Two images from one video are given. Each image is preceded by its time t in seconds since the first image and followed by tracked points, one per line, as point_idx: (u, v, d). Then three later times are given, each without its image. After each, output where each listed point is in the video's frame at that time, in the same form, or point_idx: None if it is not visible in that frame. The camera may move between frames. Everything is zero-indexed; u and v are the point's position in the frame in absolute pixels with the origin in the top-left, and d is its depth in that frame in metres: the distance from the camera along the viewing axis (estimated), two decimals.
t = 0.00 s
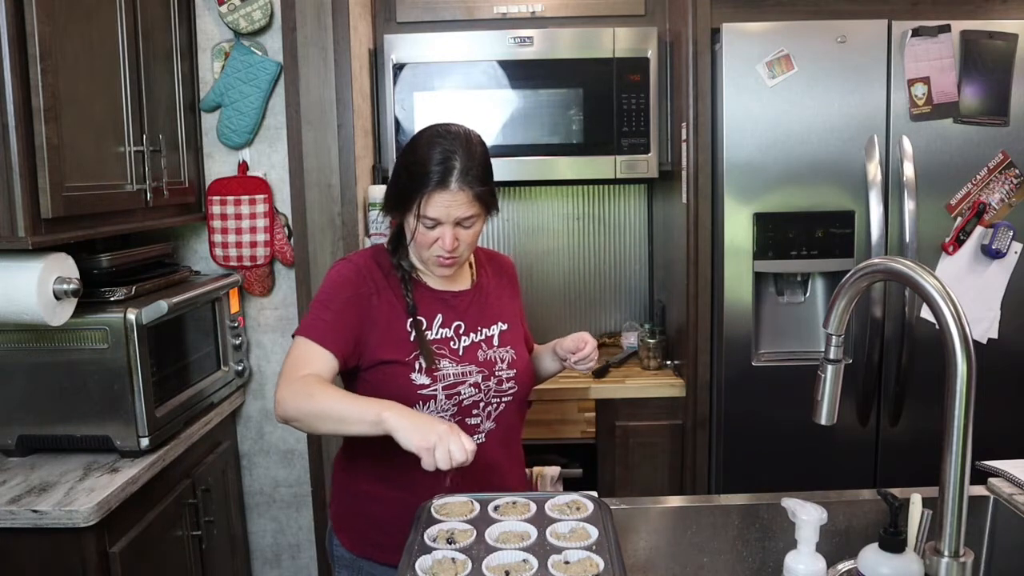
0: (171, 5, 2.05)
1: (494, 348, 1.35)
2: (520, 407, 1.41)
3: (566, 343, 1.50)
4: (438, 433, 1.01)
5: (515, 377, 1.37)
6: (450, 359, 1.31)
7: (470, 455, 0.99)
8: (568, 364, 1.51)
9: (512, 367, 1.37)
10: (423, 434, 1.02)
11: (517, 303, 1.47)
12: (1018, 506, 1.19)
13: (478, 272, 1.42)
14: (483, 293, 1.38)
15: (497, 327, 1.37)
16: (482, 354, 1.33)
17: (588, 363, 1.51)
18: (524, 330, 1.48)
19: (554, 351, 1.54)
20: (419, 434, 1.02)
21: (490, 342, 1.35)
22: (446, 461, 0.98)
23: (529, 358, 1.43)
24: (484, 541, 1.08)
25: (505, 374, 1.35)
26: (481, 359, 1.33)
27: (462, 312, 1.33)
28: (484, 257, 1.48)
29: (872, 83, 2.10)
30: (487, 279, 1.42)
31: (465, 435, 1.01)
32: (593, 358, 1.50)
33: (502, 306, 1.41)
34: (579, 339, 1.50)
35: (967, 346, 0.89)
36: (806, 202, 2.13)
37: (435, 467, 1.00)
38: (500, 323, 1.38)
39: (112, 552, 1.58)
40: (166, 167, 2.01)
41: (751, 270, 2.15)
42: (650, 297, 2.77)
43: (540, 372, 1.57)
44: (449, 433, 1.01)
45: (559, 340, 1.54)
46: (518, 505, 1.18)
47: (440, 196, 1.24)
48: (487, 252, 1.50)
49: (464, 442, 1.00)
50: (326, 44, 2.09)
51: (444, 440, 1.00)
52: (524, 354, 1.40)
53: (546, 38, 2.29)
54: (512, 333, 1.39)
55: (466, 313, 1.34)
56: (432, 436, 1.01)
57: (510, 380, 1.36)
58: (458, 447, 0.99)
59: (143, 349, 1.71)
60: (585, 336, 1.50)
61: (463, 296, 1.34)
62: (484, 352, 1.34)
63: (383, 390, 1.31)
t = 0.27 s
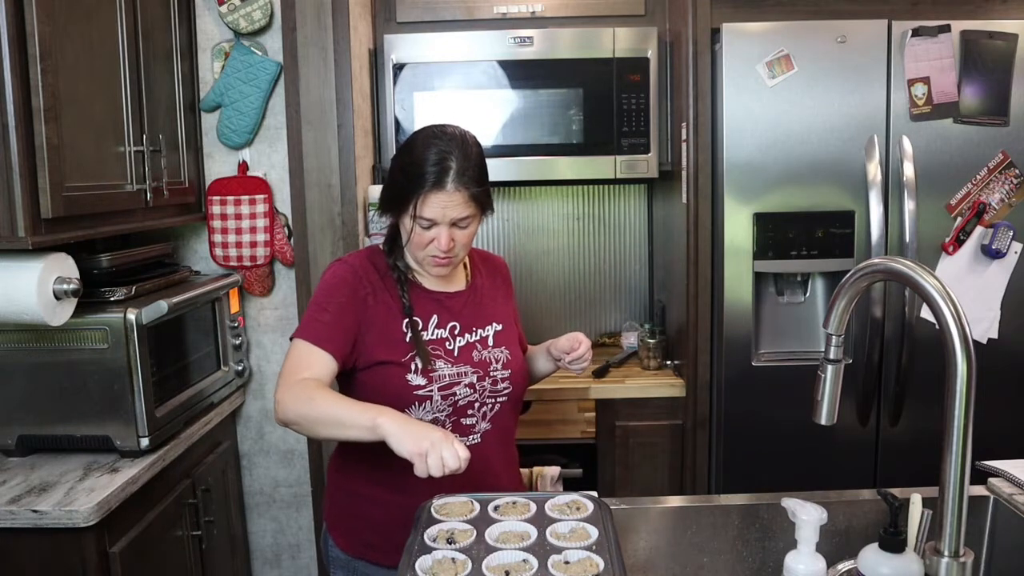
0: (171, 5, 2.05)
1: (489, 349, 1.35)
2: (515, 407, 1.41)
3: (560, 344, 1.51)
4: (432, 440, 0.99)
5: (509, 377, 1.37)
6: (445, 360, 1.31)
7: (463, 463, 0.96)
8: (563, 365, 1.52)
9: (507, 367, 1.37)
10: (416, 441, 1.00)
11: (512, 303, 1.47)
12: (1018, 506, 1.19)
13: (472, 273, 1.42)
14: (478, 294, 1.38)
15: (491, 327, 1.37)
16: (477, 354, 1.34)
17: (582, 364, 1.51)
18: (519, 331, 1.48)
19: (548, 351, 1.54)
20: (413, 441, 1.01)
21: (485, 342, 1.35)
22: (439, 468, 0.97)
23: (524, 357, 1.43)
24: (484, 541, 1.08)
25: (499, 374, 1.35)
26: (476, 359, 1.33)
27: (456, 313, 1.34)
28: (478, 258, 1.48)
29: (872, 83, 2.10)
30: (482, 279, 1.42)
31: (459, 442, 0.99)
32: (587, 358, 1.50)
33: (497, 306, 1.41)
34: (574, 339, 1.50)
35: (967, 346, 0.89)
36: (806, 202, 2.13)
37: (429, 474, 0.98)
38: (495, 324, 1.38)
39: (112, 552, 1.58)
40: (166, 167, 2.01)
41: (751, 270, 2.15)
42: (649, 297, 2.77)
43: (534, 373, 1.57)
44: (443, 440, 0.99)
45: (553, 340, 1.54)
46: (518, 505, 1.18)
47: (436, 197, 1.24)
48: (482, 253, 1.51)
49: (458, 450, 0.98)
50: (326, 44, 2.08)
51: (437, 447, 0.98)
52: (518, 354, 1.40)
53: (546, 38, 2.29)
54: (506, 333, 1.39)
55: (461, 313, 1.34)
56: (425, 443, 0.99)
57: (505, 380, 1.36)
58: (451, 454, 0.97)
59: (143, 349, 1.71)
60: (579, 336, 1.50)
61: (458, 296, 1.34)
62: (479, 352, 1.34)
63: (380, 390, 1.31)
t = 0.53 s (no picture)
0: (171, 5, 2.05)
1: (486, 349, 1.35)
2: (511, 407, 1.41)
3: (558, 343, 1.51)
4: (428, 441, 0.99)
5: (506, 376, 1.37)
6: (443, 359, 1.31)
7: (459, 465, 0.96)
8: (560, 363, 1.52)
9: (504, 368, 1.37)
10: (412, 443, 1.00)
11: (507, 304, 1.48)
12: (1018, 506, 1.19)
13: (468, 273, 1.42)
14: (474, 294, 1.39)
15: (488, 328, 1.37)
16: (474, 354, 1.34)
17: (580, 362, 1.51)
18: (515, 332, 1.48)
19: (545, 351, 1.54)
20: (409, 442, 1.00)
21: (482, 343, 1.35)
22: (436, 470, 0.96)
23: (521, 357, 1.44)
24: (484, 541, 1.08)
25: (497, 374, 1.36)
26: (474, 359, 1.33)
27: (453, 312, 1.34)
28: (473, 259, 1.49)
29: (872, 83, 2.10)
30: (477, 279, 1.43)
31: (455, 443, 0.99)
32: (585, 356, 1.50)
33: (492, 307, 1.41)
34: (571, 338, 1.51)
35: (967, 346, 0.89)
36: (807, 202, 2.13)
37: (425, 477, 0.98)
38: (492, 324, 1.38)
39: (112, 552, 1.58)
40: (166, 167, 2.01)
41: (751, 270, 2.15)
42: (649, 297, 2.77)
43: (532, 372, 1.57)
44: (439, 442, 0.98)
45: (550, 339, 1.55)
46: (518, 505, 1.18)
47: (433, 197, 1.24)
48: (477, 254, 1.51)
49: (454, 451, 0.97)
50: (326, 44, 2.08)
51: (433, 450, 0.98)
52: (515, 354, 1.40)
53: (546, 38, 2.29)
54: (503, 333, 1.40)
55: (458, 313, 1.34)
56: (421, 445, 0.99)
57: (502, 381, 1.37)
58: (448, 456, 0.96)
59: (143, 349, 1.71)
60: (577, 335, 1.51)
61: (454, 296, 1.34)
62: (476, 352, 1.34)
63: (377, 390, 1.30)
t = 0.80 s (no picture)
0: (171, 5, 2.05)
1: (485, 348, 1.36)
2: (512, 407, 1.41)
3: (556, 340, 1.51)
4: (435, 441, 1.00)
5: (506, 376, 1.37)
6: (443, 359, 1.31)
7: (467, 463, 0.97)
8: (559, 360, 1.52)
9: (504, 367, 1.37)
10: (419, 442, 1.01)
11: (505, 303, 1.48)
12: (1018, 506, 1.19)
13: (466, 274, 1.42)
14: (472, 293, 1.39)
15: (487, 326, 1.37)
16: (474, 354, 1.34)
17: (578, 359, 1.52)
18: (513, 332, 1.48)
19: (543, 348, 1.54)
20: (416, 442, 1.01)
21: (481, 341, 1.35)
22: (444, 469, 0.97)
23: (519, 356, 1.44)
24: (484, 541, 1.08)
25: (497, 373, 1.36)
26: (474, 359, 1.34)
27: (451, 312, 1.34)
28: (470, 259, 1.49)
29: (872, 83, 2.10)
30: (475, 279, 1.43)
31: (463, 442, 1.00)
32: (583, 353, 1.51)
33: (490, 306, 1.41)
34: (570, 336, 1.51)
35: (967, 346, 0.89)
36: (807, 202, 2.13)
37: (433, 475, 0.99)
38: (490, 323, 1.39)
39: (112, 552, 1.58)
40: (166, 167, 2.01)
41: (751, 270, 2.15)
42: (649, 297, 2.77)
43: (528, 369, 1.57)
44: (446, 441, 1.00)
45: (548, 337, 1.55)
46: (518, 505, 1.18)
47: (432, 196, 1.24)
48: (474, 255, 1.51)
49: (461, 450, 0.98)
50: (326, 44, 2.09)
51: (440, 449, 0.99)
52: (514, 352, 1.40)
53: (546, 38, 2.29)
54: (501, 332, 1.40)
55: (457, 312, 1.34)
56: (429, 444, 1.00)
57: (502, 380, 1.37)
58: (455, 455, 0.98)
59: (143, 349, 1.71)
60: (575, 333, 1.52)
61: (453, 296, 1.35)
62: (476, 352, 1.34)
63: (378, 392, 1.30)
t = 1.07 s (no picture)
0: (171, 5, 2.05)
1: (494, 348, 1.35)
2: (521, 406, 1.41)
3: (565, 339, 1.50)
4: (478, 418, 1.00)
5: (516, 376, 1.37)
6: (452, 359, 1.31)
7: (511, 435, 0.98)
8: (569, 359, 1.52)
9: (513, 366, 1.37)
10: (463, 422, 1.01)
11: (515, 302, 1.47)
12: (1018, 506, 1.19)
13: (476, 273, 1.42)
14: (482, 293, 1.38)
15: (496, 325, 1.37)
16: (482, 353, 1.33)
17: (587, 358, 1.51)
18: (523, 331, 1.48)
19: (553, 348, 1.54)
20: (459, 422, 1.02)
21: (490, 341, 1.35)
22: (489, 445, 0.98)
23: (529, 355, 1.43)
24: (484, 542, 1.08)
25: (506, 373, 1.35)
26: (482, 358, 1.33)
27: (461, 311, 1.33)
28: (479, 258, 1.48)
29: (872, 83, 2.10)
30: (485, 278, 1.42)
31: (504, 416, 1.00)
32: (592, 351, 1.50)
33: (500, 305, 1.41)
34: (578, 335, 1.50)
35: (967, 346, 0.89)
36: (807, 202, 2.13)
37: (480, 453, 0.99)
38: (499, 322, 1.38)
39: (112, 552, 1.58)
40: (166, 167, 2.01)
41: (752, 270, 2.15)
42: (649, 296, 2.77)
43: (539, 370, 1.57)
44: (489, 417, 1.00)
45: (557, 337, 1.54)
46: (518, 505, 1.18)
47: (441, 195, 1.24)
48: (486, 254, 1.51)
49: (505, 424, 0.99)
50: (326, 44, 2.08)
51: (483, 425, 0.99)
52: (523, 352, 1.40)
53: (546, 38, 2.29)
54: (511, 331, 1.39)
55: (466, 312, 1.34)
56: (472, 422, 1.00)
57: (512, 380, 1.36)
58: (499, 429, 0.98)
59: (143, 349, 1.71)
60: (584, 331, 1.50)
61: (462, 295, 1.34)
62: (484, 351, 1.34)
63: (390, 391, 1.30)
